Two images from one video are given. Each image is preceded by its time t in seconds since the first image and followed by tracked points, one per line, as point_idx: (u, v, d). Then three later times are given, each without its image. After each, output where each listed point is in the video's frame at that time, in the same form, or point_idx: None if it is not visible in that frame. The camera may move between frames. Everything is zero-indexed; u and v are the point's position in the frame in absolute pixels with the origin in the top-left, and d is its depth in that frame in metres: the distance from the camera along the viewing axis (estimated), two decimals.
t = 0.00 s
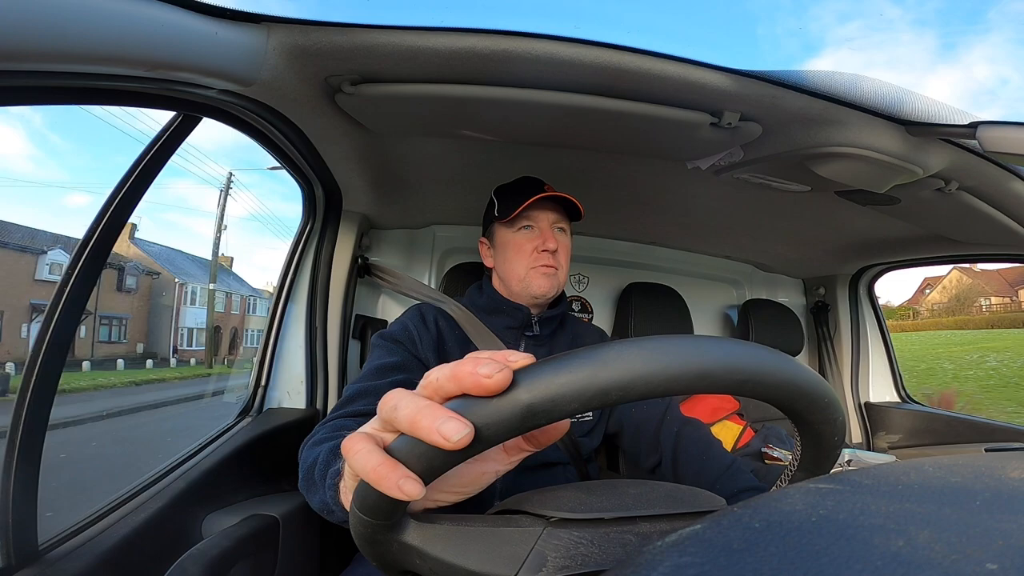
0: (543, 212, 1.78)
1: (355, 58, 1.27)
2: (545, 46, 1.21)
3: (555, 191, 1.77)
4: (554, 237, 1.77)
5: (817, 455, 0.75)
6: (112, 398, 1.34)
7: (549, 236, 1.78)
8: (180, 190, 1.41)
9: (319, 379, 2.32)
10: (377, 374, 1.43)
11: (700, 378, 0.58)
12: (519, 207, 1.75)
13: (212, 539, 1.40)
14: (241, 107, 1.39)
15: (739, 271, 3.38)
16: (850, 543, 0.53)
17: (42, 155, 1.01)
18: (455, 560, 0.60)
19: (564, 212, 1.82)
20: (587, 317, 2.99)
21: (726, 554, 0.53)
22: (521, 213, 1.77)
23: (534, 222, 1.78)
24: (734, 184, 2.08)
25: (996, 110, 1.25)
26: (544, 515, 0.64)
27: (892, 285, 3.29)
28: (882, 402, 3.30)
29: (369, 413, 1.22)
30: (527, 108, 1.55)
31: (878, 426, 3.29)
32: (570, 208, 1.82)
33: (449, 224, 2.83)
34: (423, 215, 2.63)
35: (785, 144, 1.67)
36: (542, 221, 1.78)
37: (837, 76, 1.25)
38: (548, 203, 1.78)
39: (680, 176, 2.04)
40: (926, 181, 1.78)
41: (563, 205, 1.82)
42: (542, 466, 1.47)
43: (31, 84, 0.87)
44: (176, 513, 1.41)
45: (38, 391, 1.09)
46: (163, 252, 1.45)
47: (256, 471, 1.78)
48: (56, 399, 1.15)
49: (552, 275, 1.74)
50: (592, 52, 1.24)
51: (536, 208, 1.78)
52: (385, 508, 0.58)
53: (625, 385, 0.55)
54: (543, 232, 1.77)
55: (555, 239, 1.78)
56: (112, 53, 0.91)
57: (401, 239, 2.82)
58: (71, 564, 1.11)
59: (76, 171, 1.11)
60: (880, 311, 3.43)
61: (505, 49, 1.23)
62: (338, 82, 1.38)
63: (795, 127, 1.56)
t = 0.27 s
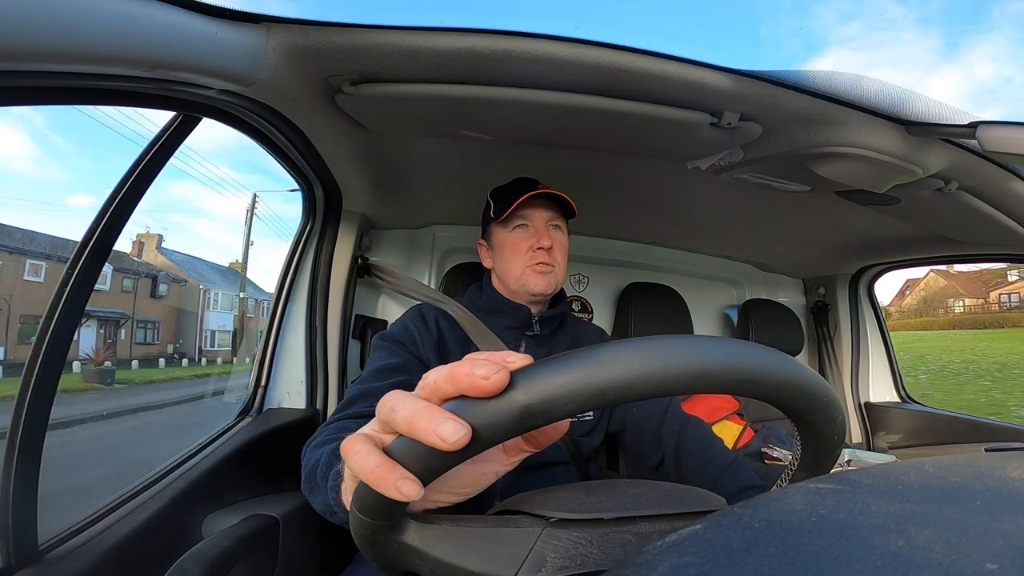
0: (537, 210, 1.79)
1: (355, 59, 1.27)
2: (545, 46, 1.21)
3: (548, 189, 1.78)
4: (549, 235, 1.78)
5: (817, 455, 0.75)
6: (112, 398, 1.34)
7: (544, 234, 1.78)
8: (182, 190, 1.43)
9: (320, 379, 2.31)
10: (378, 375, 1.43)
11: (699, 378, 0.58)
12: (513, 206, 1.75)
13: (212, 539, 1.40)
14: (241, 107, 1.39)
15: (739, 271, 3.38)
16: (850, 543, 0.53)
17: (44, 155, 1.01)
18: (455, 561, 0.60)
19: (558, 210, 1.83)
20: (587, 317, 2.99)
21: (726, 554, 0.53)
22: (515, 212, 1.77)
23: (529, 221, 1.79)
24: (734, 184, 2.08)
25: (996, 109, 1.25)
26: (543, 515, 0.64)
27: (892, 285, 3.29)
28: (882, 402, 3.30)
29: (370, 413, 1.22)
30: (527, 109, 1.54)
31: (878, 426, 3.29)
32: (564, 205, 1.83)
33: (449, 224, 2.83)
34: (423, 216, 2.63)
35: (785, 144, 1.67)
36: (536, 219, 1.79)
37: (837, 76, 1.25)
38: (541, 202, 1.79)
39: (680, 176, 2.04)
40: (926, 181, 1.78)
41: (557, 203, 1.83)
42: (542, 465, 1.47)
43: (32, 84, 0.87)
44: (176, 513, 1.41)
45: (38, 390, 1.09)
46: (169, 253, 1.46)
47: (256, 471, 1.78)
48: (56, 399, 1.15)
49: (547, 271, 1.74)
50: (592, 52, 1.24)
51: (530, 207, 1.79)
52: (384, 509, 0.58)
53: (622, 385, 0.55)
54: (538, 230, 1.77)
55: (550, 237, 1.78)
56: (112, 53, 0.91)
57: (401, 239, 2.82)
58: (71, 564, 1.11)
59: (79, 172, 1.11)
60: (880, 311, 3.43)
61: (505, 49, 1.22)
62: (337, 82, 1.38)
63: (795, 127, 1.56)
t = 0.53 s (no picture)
0: (539, 213, 1.78)
1: (355, 58, 1.27)
2: (544, 46, 1.21)
3: (551, 192, 1.77)
4: (551, 237, 1.77)
5: (817, 455, 0.75)
6: (112, 398, 1.34)
7: (545, 236, 1.78)
8: (185, 193, 1.43)
9: (320, 379, 2.31)
10: (377, 376, 1.43)
11: (696, 378, 0.58)
12: (514, 208, 1.75)
13: (212, 539, 1.40)
14: (241, 107, 1.39)
15: (739, 271, 3.38)
16: (849, 543, 0.53)
17: (45, 156, 1.01)
18: (454, 562, 0.60)
19: (560, 212, 1.83)
20: (587, 317, 2.99)
21: (726, 554, 0.53)
22: (517, 213, 1.77)
23: (530, 223, 1.78)
24: (734, 184, 2.08)
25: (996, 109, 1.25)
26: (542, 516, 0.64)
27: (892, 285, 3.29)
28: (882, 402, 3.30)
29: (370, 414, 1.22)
30: (527, 109, 1.54)
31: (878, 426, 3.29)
32: (566, 208, 1.83)
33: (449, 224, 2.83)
34: (423, 216, 2.63)
35: (785, 144, 1.67)
36: (538, 221, 1.79)
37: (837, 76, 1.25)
38: (543, 203, 1.79)
39: (680, 176, 2.04)
40: (926, 181, 1.78)
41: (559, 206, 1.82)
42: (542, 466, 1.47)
43: (32, 84, 0.88)
44: (176, 513, 1.41)
45: (38, 390, 1.09)
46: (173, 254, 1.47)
47: (256, 471, 1.78)
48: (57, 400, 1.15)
49: (547, 275, 1.74)
50: (592, 52, 1.24)
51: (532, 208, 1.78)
52: (382, 511, 0.58)
53: (617, 386, 0.55)
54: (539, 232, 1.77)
55: (551, 239, 1.78)
56: (112, 53, 0.91)
57: (401, 239, 2.82)
58: (71, 564, 1.11)
59: (81, 174, 1.12)
60: (880, 311, 3.44)
61: (505, 49, 1.22)
62: (337, 82, 1.38)
63: (795, 127, 1.56)
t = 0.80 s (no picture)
0: (528, 209, 1.79)
1: (355, 59, 1.27)
2: (545, 46, 1.21)
3: (538, 187, 1.78)
4: (541, 233, 1.78)
5: (817, 455, 0.75)
6: (112, 398, 1.34)
7: (536, 232, 1.78)
8: (188, 194, 1.44)
9: (320, 379, 2.31)
10: (377, 376, 1.43)
11: (694, 377, 0.58)
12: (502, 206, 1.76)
13: (212, 539, 1.40)
14: (241, 107, 1.39)
15: (739, 271, 3.38)
16: (850, 543, 0.53)
17: (47, 156, 1.01)
18: (453, 562, 0.60)
19: (553, 207, 1.82)
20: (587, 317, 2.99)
21: (726, 554, 0.53)
22: (506, 211, 1.78)
23: (520, 220, 1.79)
24: (734, 184, 2.08)
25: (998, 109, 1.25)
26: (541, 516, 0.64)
27: (892, 285, 3.29)
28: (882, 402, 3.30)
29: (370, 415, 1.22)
30: (527, 108, 1.54)
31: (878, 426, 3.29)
32: (555, 202, 1.82)
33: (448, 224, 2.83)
34: (423, 216, 2.63)
35: (785, 144, 1.67)
36: (528, 218, 1.79)
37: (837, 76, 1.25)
38: (531, 199, 1.79)
39: (680, 176, 2.04)
40: (926, 181, 1.78)
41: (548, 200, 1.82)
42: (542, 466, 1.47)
43: (34, 83, 0.88)
44: (176, 513, 1.41)
45: (38, 390, 1.09)
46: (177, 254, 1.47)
47: (256, 471, 1.78)
48: (57, 399, 1.15)
49: (539, 271, 1.75)
50: (592, 52, 1.24)
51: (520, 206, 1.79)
52: (380, 512, 0.58)
53: (615, 386, 0.55)
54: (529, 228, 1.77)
55: (542, 235, 1.78)
56: (113, 52, 0.91)
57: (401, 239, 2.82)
58: (71, 564, 1.11)
59: (84, 174, 1.12)
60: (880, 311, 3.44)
61: (505, 49, 1.22)
62: (338, 82, 1.38)
63: (795, 127, 1.56)
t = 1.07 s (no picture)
0: (525, 209, 1.78)
1: (356, 58, 1.27)
2: (545, 46, 1.21)
3: (534, 186, 1.77)
4: (540, 232, 1.77)
5: (816, 455, 0.75)
6: (111, 398, 1.34)
7: (534, 232, 1.77)
8: (192, 191, 1.44)
9: (320, 379, 2.31)
10: (377, 378, 1.43)
11: (691, 377, 0.58)
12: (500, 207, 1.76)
13: (212, 539, 1.40)
14: (241, 107, 1.39)
15: (739, 271, 3.38)
16: (849, 543, 0.53)
17: (49, 156, 1.01)
18: (452, 563, 0.60)
19: (550, 206, 1.82)
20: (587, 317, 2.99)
21: (725, 554, 0.53)
22: (504, 212, 1.77)
23: (519, 220, 1.78)
24: (734, 184, 2.08)
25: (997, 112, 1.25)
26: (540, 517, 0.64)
27: (892, 285, 3.29)
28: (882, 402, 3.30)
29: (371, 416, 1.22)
30: (527, 108, 1.54)
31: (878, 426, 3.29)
32: (552, 201, 1.82)
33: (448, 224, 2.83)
34: (423, 215, 2.63)
35: (785, 144, 1.67)
36: (526, 218, 1.78)
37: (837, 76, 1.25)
38: (528, 199, 1.78)
39: (680, 176, 2.04)
40: (926, 181, 1.78)
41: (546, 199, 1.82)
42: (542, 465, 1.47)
43: (36, 83, 0.88)
44: (176, 512, 1.41)
45: (38, 388, 1.09)
46: (179, 253, 1.47)
47: (256, 471, 1.78)
48: (57, 398, 1.15)
49: (540, 270, 1.75)
50: (593, 52, 1.24)
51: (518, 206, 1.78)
52: (377, 515, 0.59)
53: (613, 387, 0.55)
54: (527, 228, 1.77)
55: (541, 234, 1.77)
56: (113, 52, 0.91)
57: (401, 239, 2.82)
58: (71, 563, 1.11)
59: (89, 174, 1.13)
60: (880, 311, 3.44)
61: (505, 49, 1.22)
62: (338, 82, 1.38)
63: (795, 127, 1.56)
